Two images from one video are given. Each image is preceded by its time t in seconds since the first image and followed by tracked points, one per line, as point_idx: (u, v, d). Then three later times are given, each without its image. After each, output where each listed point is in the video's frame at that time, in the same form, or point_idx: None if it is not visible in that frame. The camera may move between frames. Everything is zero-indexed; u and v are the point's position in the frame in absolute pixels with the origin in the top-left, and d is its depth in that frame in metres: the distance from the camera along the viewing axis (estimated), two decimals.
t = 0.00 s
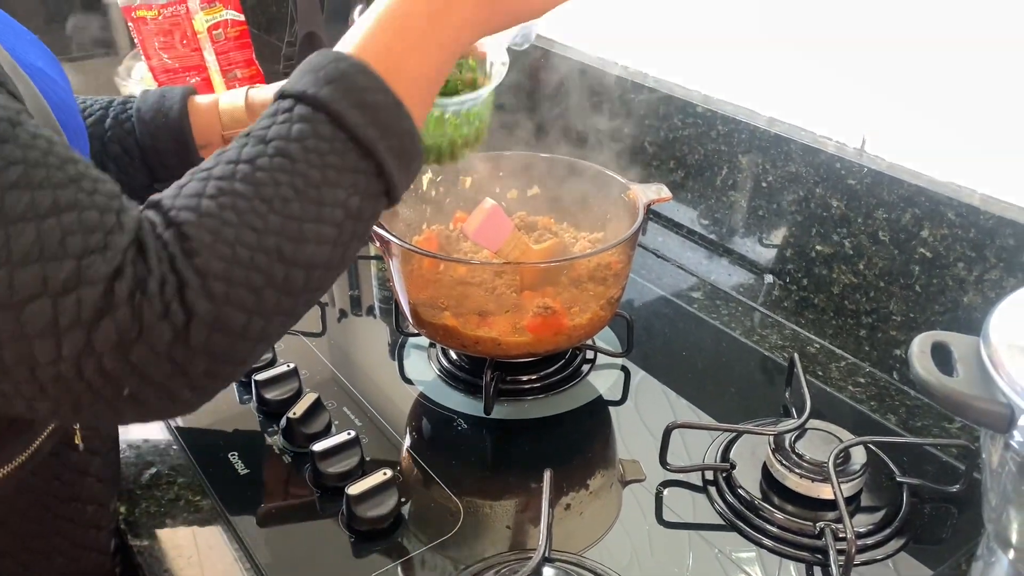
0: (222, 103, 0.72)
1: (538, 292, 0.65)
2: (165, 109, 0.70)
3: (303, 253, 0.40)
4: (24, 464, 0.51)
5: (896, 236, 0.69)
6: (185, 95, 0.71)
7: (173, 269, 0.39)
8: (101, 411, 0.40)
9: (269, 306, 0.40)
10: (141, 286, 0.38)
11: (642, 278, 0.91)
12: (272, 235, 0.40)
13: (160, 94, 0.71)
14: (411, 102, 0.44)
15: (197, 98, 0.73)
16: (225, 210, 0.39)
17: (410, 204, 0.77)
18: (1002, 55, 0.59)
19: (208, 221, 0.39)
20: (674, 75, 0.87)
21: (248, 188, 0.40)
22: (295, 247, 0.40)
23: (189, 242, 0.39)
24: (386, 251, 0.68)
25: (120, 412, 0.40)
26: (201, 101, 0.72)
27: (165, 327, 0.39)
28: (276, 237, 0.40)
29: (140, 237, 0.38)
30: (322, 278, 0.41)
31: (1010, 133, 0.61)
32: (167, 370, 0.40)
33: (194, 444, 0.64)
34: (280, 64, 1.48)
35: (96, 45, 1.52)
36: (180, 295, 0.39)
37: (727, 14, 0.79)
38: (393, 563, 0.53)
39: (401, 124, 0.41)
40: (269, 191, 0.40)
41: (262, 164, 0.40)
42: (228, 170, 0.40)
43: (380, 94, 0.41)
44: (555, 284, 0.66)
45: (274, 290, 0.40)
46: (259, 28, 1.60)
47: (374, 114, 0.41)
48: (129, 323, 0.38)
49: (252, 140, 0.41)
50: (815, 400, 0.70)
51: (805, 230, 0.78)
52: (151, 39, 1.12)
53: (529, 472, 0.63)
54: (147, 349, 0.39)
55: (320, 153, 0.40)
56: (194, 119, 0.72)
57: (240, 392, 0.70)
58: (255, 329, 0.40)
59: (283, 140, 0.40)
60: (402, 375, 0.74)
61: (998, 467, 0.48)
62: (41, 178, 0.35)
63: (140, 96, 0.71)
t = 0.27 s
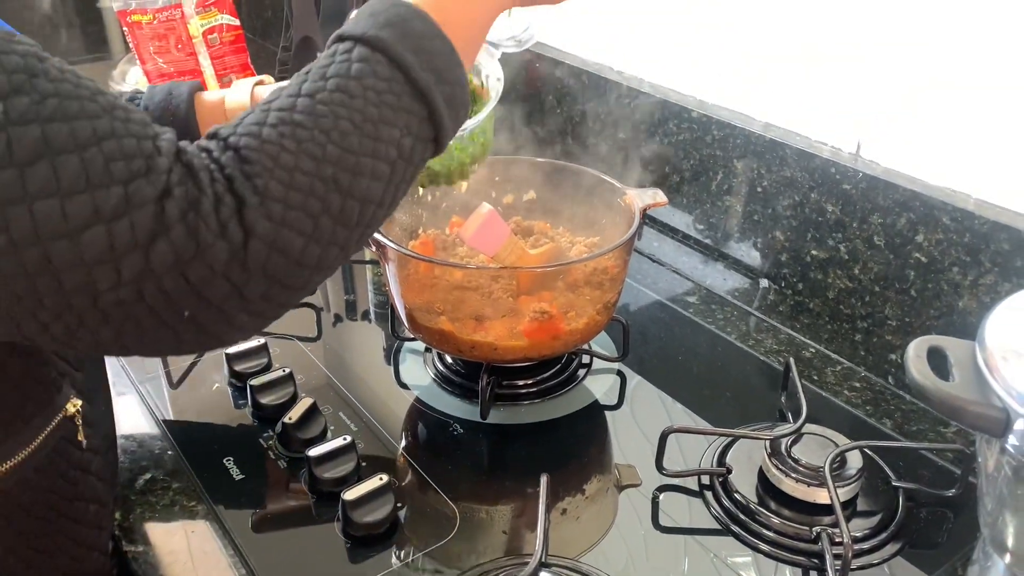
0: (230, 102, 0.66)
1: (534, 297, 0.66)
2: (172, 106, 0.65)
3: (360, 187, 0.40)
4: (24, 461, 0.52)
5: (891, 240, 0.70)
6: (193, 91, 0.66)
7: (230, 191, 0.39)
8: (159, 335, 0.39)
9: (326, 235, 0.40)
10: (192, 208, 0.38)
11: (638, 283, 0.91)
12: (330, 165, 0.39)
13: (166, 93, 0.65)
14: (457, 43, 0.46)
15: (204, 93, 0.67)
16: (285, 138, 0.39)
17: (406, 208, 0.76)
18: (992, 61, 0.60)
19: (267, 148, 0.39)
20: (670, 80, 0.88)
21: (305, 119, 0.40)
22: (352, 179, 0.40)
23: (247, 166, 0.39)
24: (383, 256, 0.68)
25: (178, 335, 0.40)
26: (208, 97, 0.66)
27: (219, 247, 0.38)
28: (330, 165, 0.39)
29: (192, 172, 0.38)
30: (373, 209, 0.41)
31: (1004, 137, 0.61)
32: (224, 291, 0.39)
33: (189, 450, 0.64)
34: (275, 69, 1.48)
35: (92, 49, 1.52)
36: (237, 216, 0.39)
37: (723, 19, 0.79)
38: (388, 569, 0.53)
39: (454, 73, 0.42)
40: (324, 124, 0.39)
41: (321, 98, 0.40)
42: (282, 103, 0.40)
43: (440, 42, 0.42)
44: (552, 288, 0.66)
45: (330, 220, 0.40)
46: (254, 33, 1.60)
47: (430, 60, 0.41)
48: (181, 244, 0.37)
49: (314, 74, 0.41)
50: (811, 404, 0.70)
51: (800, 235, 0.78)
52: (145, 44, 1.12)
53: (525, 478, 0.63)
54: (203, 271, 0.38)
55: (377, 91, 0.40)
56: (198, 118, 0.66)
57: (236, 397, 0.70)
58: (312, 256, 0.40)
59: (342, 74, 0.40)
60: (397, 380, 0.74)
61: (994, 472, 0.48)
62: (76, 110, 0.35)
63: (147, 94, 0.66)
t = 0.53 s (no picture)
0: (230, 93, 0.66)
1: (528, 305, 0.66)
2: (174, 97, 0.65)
3: (373, 173, 0.40)
4: (22, 465, 0.50)
5: (883, 249, 0.70)
6: (194, 84, 0.66)
7: (245, 173, 0.39)
8: (172, 319, 0.39)
9: (340, 219, 0.40)
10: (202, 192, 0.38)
11: (630, 291, 0.91)
12: (345, 149, 0.39)
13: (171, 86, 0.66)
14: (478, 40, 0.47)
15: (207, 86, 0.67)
16: (302, 121, 0.39)
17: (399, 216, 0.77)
18: (980, 71, 0.61)
19: (285, 131, 0.39)
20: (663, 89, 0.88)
21: (326, 104, 0.40)
22: (367, 164, 0.40)
23: (264, 148, 0.39)
24: (376, 264, 0.68)
25: (192, 316, 0.40)
26: (210, 89, 0.67)
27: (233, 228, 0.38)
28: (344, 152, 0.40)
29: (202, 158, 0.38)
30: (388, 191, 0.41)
31: (993, 146, 0.62)
32: (236, 273, 0.39)
33: (181, 457, 0.63)
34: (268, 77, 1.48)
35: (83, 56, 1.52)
36: (251, 198, 0.39)
37: (715, 29, 0.79)
38: None
39: (469, 65, 0.43)
40: (340, 110, 0.40)
41: (339, 84, 0.40)
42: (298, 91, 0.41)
43: (456, 34, 0.42)
44: (545, 297, 0.66)
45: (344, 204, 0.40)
46: (247, 41, 1.60)
47: (445, 50, 0.42)
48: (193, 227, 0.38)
49: (331, 62, 0.41)
50: (803, 412, 0.71)
51: (792, 243, 0.78)
52: (138, 52, 1.16)
53: (519, 486, 0.63)
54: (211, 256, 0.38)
55: (395, 78, 0.41)
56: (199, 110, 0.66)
57: (228, 405, 0.70)
58: (325, 240, 0.40)
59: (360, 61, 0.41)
60: (391, 388, 0.74)
61: (985, 479, 0.48)
62: (82, 95, 0.35)
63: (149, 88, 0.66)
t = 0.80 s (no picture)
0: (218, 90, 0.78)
1: (516, 314, 0.66)
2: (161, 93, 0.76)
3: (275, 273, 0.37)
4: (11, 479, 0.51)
5: (870, 258, 0.71)
6: (181, 80, 0.78)
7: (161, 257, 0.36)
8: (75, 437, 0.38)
9: (268, 312, 0.38)
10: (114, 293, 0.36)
11: (620, 299, 0.91)
12: (270, 229, 0.37)
13: (156, 84, 0.77)
14: (400, 102, 0.41)
15: (192, 83, 0.79)
16: (222, 215, 0.37)
17: (388, 225, 0.76)
18: (963, 82, 0.61)
19: (179, 239, 0.36)
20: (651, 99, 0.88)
21: (228, 208, 0.37)
22: (279, 252, 0.37)
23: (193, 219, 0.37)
24: (364, 273, 0.68)
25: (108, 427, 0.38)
26: (196, 86, 0.79)
27: (163, 320, 0.36)
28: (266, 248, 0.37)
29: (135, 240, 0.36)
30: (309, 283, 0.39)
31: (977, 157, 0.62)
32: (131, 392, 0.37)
33: (168, 469, 0.63)
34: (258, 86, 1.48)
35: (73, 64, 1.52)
36: (166, 288, 0.36)
37: (702, 40, 0.80)
38: None
39: (388, 136, 0.39)
40: (247, 210, 0.37)
41: (241, 176, 0.37)
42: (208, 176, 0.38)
43: (365, 105, 0.38)
44: (534, 306, 0.66)
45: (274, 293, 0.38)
46: (236, 50, 1.60)
47: (361, 137, 0.38)
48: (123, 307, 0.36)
49: (250, 135, 0.38)
50: (792, 420, 0.71)
51: (779, 252, 0.79)
52: (127, 62, 1.15)
53: (508, 495, 0.62)
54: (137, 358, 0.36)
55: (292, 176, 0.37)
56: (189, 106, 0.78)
57: (216, 415, 0.70)
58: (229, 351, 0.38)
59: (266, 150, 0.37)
60: (379, 397, 0.74)
61: (972, 487, 0.49)
62: None
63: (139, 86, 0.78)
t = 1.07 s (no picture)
0: (196, 89, 0.86)
1: (507, 321, 0.66)
2: (141, 96, 0.84)
3: None
4: None
5: (859, 265, 0.71)
6: (159, 82, 0.86)
7: None
8: None
9: None
10: None
11: (610, 307, 0.91)
12: None
13: (133, 87, 0.84)
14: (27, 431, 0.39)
15: (170, 84, 0.87)
16: None
17: (379, 232, 0.76)
18: (950, 90, 0.61)
19: None
20: (641, 107, 0.89)
21: None
22: None
23: None
24: (354, 280, 0.67)
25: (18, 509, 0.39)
26: (174, 87, 0.87)
27: None
28: None
29: None
30: (10, 420, 0.39)
31: (965, 165, 0.63)
32: None
33: (157, 478, 0.62)
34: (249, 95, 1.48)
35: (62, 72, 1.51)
36: None
37: (692, 48, 0.80)
38: None
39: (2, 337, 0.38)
40: None
41: None
42: None
43: None
44: (525, 313, 0.67)
45: None
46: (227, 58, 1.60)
47: None
48: None
49: None
50: (783, 428, 0.71)
51: (769, 259, 0.79)
52: (117, 69, 1.15)
53: (499, 504, 0.62)
54: None
55: None
56: (168, 106, 0.86)
57: (205, 424, 0.69)
58: None
59: None
60: (370, 406, 0.73)
61: (961, 494, 0.49)
62: None
63: (115, 89, 0.84)
